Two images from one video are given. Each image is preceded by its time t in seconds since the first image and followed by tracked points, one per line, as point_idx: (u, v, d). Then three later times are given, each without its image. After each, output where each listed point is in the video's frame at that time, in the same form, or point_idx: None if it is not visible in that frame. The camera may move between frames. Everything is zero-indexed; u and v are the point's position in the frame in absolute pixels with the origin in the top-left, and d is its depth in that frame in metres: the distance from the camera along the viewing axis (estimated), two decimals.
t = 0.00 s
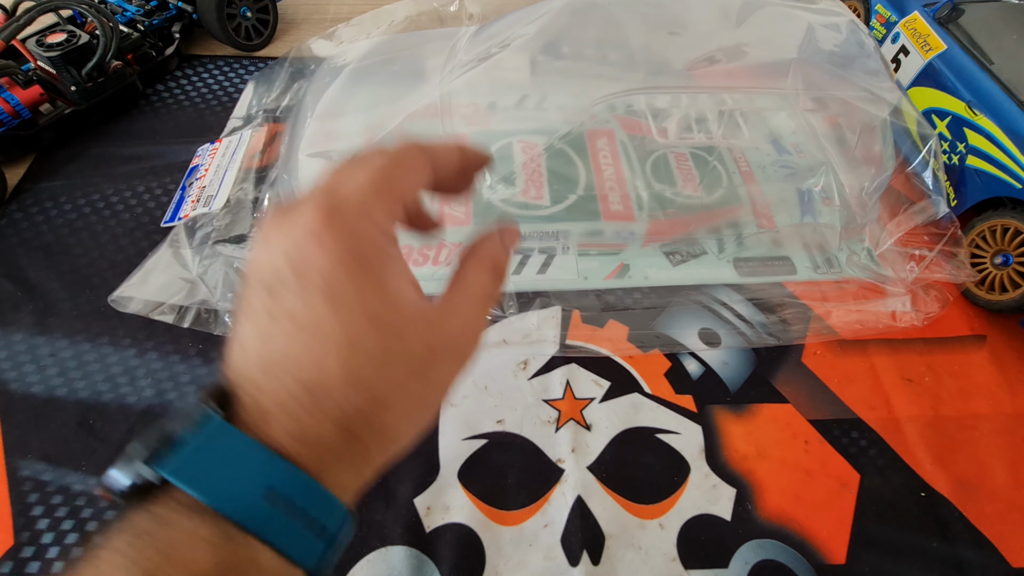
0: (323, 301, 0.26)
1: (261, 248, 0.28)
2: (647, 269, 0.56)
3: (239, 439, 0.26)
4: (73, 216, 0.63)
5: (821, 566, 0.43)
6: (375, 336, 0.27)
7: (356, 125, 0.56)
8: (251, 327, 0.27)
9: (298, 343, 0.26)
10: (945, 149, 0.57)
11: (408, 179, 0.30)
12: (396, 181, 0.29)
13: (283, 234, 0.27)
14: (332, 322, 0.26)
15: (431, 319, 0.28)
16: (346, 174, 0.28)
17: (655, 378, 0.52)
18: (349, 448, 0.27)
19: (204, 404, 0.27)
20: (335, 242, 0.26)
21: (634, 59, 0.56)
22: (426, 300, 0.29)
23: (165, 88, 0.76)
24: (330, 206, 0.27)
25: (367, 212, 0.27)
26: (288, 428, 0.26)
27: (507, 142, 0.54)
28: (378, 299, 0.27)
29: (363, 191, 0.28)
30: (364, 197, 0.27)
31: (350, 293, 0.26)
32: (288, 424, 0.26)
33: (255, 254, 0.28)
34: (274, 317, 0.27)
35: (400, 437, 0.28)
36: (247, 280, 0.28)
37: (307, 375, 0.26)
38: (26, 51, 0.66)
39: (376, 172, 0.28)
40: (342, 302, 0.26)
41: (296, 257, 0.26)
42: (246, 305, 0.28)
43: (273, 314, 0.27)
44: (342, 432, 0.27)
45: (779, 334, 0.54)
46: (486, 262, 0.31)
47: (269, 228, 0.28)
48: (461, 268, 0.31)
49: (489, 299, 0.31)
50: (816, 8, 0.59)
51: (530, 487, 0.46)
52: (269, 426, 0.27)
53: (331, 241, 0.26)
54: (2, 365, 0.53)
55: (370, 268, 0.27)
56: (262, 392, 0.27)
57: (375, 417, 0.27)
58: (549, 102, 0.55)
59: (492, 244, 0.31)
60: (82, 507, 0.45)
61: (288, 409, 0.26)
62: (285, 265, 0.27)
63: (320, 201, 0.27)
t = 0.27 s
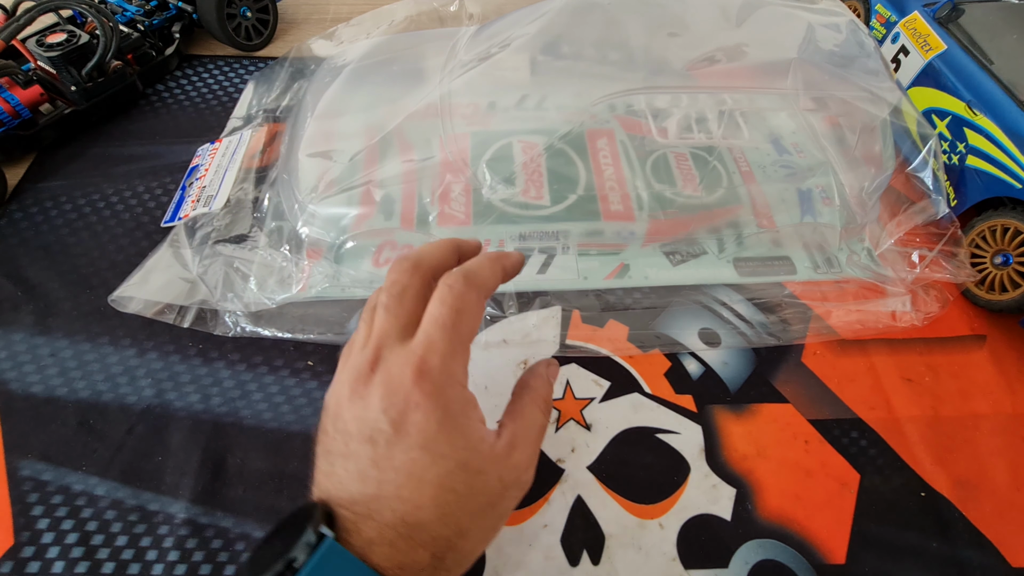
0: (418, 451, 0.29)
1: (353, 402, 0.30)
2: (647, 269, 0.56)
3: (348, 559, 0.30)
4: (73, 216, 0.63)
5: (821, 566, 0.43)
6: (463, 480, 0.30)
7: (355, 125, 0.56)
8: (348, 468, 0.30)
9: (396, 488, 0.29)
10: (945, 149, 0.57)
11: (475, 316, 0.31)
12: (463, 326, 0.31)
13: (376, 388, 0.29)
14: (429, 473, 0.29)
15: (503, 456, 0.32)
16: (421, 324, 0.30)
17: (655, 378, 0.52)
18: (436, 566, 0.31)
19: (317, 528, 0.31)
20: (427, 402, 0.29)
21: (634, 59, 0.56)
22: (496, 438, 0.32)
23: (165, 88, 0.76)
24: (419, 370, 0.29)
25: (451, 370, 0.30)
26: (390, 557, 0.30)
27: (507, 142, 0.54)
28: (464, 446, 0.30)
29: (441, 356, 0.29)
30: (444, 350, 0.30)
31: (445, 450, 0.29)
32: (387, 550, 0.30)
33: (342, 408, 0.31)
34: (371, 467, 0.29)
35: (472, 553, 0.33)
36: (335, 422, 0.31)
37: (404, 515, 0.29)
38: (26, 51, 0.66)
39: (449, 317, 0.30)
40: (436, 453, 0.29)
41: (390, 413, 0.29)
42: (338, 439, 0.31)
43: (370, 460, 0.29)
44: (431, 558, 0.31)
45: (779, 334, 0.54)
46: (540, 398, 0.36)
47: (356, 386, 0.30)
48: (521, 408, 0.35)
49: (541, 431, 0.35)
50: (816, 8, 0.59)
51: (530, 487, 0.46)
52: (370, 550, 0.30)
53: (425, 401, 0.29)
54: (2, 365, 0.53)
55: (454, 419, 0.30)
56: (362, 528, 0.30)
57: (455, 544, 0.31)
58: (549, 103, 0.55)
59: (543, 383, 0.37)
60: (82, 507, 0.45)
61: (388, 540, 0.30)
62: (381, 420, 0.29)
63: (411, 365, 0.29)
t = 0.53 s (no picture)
0: (437, 470, 0.35)
1: (370, 435, 0.36)
2: (647, 269, 0.56)
3: None
4: (73, 216, 0.63)
5: (821, 566, 0.43)
6: (478, 494, 0.36)
7: (356, 125, 0.56)
8: (371, 495, 0.36)
9: (418, 506, 0.35)
10: (945, 149, 0.57)
11: (471, 340, 0.37)
12: (462, 352, 0.36)
13: (394, 419, 0.36)
14: (448, 489, 0.35)
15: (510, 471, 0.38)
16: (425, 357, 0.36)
17: (655, 378, 0.52)
18: None
19: (348, 551, 0.34)
20: (441, 425, 0.35)
21: (634, 59, 0.56)
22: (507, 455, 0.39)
23: (165, 88, 0.76)
24: (430, 398, 0.35)
25: (457, 397, 0.36)
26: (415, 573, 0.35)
27: (507, 142, 0.54)
28: (477, 463, 0.36)
29: (447, 384, 0.35)
30: (449, 376, 0.36)
31: (461, 468, 0.35)
32: (414, 569, 0.35)
33: (362, 442, 0.37)
34: (394, 490, 0.35)
35: (491, 567, 0.38)
36: (354, 454, 0.37)
37: (428, 531, 0.35)
38: (26, 51, 0.66)
39: (450, 346, 0.36)
40: (455, 470, 0.35)
41: (408, 440, 0.35)
42: (359, 471, 0.36)
43: (392, 483, 0.35)
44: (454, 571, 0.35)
45: (779, 334, 0.54)
46: (546, 417, 0.44)
47: (374, 420, 0.36)
48: (526, 424, 0.43)
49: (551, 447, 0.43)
50: (816, 8, 0.59)
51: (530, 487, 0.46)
52: (397, 569, 0.35)
53: (438, 425, 0.35)
54: (2, 365, 0.53)
55: (466, 439, 0.36)
56: (389, 549, 0.35)
57: (476, 559, 0.36)
58: (549, 102, 0.55)
59: (552, 402, 0.45)
60: (82, 507, 0.45)
61: (414, 559, 0.35)
62: (400, 447, 0.35)
63: (423, 395, 0.35)
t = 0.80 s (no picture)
0: (430, 465, 0.36)
1: (368, 433, 0.38)
2: (647, 269, 0.55)
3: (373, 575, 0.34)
4: (73, 216, 0.63)
5: (820, 566, 0.43)
6: (469, 489, 0.37)
7: (356, 125, 0.56)
8: (368, 494, 0.37)
9: (413, 502, 0.36)
10: (945, 149, 0.57)
11: (461, 342, 0.39)
12: (452, 352, 0.39)
13: (390, 417, 0.37)
14: (441, 483, 0.36)
15: (501, 468, 0.39)
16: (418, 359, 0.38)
17: (655, 378, 0.52)
18: None
19: (343, 552, 0.34)
20: (434, 421, 0.37)
21: (634, 59, 0.56)
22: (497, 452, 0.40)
23: (165, 88, 0.76)
24: (423, 395, 0.37)
25: (449, 394, 0.38)
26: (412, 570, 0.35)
27: (507, 142, 0.54)
28: (468, 458, 0.37)
29: (440, 381, 0.37)
30: (441, 375, 0.38)
31: (454, 463, 0.37)
32: (409, 566, 0.35)
33: (359, 441, 0.38)
34: (390, 486, 0.36)
35: (484, 566, 0.38)
36: (351, 456, 0.38)
37: (423, 526, 0.35)
38: (26, 51, 0.66)
39: (440, 346, 0.38)
40: (446, 464, 0.36)
41: (403, 436, 0.37)
42: (356, 470, 0.38)
43: (387, 480, 0.36)
44: (448, 568, 0.35)
45: (779, 333, 0.54)
46: (533, 411, 0.44)
47: (370, 420, 0.38)
48: (516, 418, 0.43)
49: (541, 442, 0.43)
50: (818, 7, 0.59)
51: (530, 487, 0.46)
52: (393, 567, 0.35)
53: (432, 421, 0.37)
54: (3, 365, 0.53)
55: (458, 435, 0.37)
56: (385, 547, 0.35)
57: (470, 556, 0.37)
58: (549, 103, 0.55)
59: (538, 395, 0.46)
60: (82, 507, 0.45)
61: (409, 556, 0.35)
62: (396, 443, 0.37)
63: (417, 393, 0.37)
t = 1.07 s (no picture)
0: (428, 463, 0.36)
1: (368, 432, 0.38)
2: (647, 269, 0.55)
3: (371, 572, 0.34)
4: (73, 216, 0.63)
5: (820, 566, 0.43)
6: (467, 486, 0.36)
7: (356, 125, 0.56)
8: (367, 491, 0.37)
9: (411, 499, 0.36)
10: (945, 149, 0.57)
11: (460, 341, 0.39)
12: (451, 351, 0.39)
13: (389, 415, 0.37)
14: (439, 479, 0.36)
15: (499, 465, 0.39)
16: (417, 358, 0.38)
17: (655, 378, 0.52)
18: None
19: (342, 550, 0.34)
20: (432, 418, 0.37)
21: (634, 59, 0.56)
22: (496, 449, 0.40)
23: (165, 88, 0.76)
24: (422, 393, 0.37)
25: (447, 392, 0.38)
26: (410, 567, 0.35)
27: (507, 142, 0.54)
28: (467, 455, 0.37)
29: (439, 379, 0.37)
30: (441, 373, 0.38)
31: (452, 459, 0.36)
32: (407, 562, 0.35)
33: (358, 439, 0.38)
34: (388, 483, 0.36)
35: (484, 562, 0.37)
36: (351, 453, 0.38)
37: (421, 523, 0.35)
38: (26, 51, 0.66)
39: (439, 345, 0.38)
40: (444, 461, 0.36)
41: (402, 434, 0.37)
42: (355, 468, 0.38)
43: (386, 477, 0.36)
44: (446, 565, 0.36)
45: (779, 334, 0.54)
46: (530, 409, 0.43)
47: (369, 418, 0.38)
48: (514, 415, 0.43)
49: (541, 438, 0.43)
50: (819, 7, 0.60)
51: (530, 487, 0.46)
52: (393, 564, 0.35)
53: (430, 418, 0.37)
54: (3, 365, 0.53)
55: (457, 432, 0.37)
56: (384, 544, 0.35)
57: (469, 552, 0.37)
58: (549, 102, 0.55)
59: (531, 394, 0.44)
60: (82, 507, 0.45)
61: (408, 553, 0.35)
62: (394, 441, 0.37)
63: (416, 391, 0.37)
